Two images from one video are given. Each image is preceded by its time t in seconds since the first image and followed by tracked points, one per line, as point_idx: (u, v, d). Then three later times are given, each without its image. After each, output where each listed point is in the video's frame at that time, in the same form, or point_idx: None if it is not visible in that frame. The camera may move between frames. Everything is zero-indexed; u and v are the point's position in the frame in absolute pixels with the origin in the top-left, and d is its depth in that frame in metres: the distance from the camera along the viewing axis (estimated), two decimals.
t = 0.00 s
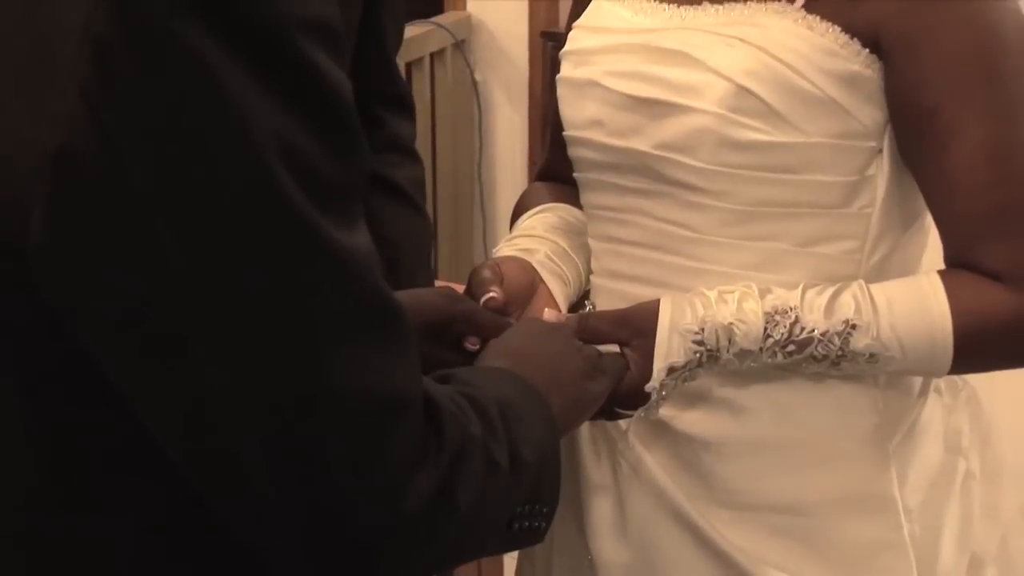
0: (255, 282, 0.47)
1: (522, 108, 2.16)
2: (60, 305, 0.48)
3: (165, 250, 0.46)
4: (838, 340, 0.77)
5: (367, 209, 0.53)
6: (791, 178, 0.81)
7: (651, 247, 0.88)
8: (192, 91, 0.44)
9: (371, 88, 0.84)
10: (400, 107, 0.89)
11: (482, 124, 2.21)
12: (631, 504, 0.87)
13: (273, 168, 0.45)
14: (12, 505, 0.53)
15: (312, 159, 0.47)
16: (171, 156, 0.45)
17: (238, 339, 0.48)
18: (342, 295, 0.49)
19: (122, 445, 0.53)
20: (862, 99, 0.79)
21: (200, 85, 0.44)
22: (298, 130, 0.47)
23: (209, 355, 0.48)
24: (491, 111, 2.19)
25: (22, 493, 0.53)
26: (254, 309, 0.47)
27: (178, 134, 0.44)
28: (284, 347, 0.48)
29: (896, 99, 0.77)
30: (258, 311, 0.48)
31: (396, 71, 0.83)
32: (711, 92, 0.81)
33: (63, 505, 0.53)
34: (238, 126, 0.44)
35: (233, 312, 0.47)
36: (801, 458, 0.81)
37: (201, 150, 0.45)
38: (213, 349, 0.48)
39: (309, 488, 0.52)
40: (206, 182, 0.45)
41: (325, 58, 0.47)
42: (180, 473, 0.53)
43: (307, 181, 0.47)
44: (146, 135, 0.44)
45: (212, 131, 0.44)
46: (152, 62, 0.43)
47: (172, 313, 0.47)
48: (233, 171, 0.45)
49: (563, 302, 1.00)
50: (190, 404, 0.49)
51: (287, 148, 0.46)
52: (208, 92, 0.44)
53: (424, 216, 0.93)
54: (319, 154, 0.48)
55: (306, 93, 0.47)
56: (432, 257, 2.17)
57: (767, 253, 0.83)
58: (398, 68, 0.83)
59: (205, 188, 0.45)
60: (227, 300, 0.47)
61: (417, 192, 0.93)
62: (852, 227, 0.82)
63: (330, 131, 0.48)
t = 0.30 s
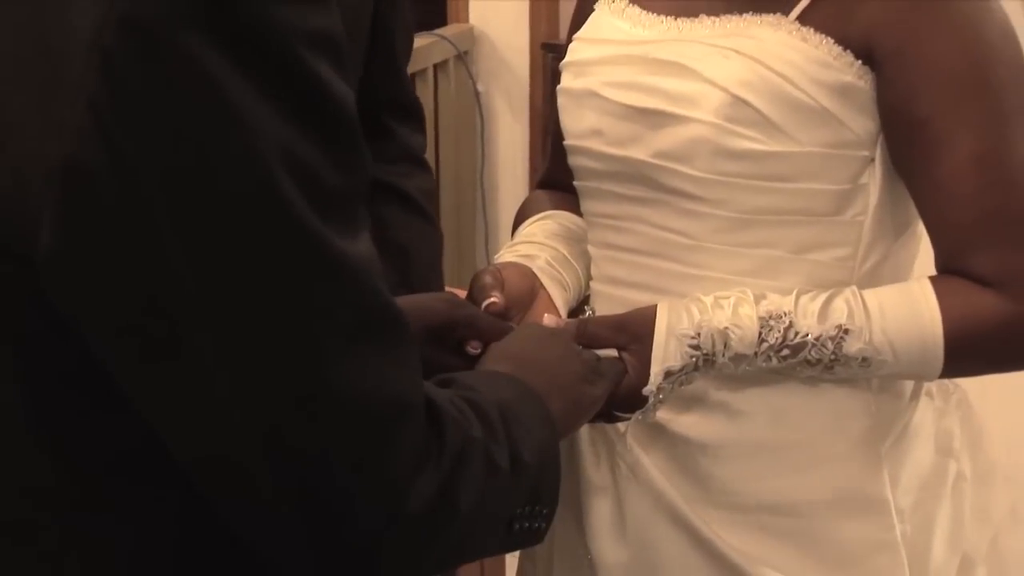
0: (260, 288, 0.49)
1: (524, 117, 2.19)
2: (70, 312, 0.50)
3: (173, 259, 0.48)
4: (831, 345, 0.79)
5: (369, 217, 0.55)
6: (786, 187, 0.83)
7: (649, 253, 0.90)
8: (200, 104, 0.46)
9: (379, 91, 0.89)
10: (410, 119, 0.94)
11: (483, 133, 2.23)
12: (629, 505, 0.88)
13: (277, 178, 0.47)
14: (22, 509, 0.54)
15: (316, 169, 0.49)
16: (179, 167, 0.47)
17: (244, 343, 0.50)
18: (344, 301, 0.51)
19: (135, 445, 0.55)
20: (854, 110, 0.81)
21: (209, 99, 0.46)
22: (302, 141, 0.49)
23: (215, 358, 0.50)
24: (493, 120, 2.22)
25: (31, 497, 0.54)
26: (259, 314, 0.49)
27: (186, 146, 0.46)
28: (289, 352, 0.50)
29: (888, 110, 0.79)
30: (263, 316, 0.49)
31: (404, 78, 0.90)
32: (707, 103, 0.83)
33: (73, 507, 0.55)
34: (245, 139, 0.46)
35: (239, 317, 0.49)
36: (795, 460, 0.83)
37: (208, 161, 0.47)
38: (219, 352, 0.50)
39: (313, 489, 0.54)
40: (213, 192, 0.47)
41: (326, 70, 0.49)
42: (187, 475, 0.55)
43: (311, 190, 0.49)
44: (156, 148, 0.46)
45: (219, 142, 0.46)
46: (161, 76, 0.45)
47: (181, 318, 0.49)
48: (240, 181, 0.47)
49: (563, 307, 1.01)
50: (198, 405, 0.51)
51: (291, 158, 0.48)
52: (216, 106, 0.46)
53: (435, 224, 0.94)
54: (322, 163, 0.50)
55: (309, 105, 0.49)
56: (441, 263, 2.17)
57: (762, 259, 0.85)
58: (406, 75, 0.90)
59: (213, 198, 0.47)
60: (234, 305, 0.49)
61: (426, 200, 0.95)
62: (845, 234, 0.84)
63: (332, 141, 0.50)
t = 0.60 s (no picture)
0: (254, 283, 0.50)
1: (526, 122, 2.27)
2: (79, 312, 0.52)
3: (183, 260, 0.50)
4: (828, 344, 0.80)
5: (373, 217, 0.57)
6: (783, 190, 0.85)
7: (649, 255, 0.92)
8: (204, 111, 0.47)
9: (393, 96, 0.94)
10: (421, 123, 0.99)
11: (486, 138, 2.29)
12: (630, 502, 0.90)
13: (280, 181, 0.49)
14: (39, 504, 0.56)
15: (317, 170, 0.51)
16: (189, 172, 0.48)
17: (247, 341, 0.51)
18: (344, 298, 0.52)
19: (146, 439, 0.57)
20: (851, 115, 0.83)
21: (217, 107, 0.47)
22: (307, 145, 0.50)
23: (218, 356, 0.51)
24: (495, 125, 2.28)
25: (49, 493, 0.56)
26: (262, 312, 0.51)
27: (196, 152, 0.48)
28: (294, 349, 0.52)
29: (884, 115, 0.81)
30: (266, 315, 0.51)
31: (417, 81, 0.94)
32: (707, 108, 0.85)
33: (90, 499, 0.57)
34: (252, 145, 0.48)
35: (244, 316, 0.51)
36: (792, 457, 0.85)
37: (213, 166, 0.48)
38: (223, 350, 0.51)
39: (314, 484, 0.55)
40: (222, 196, 0.49)
41: (330, 75, 0.51)
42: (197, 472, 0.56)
43: (316, 193, 0.51)
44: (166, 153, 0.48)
45: (223, 147, 0.48)
46: (165, 84, 0.47)
47: (186, 318, 0.51)
48: (247, 186, 0.49)
49: (563, 307, 1.03)
50: (206, 403, 0.53)
51: (293, 161, 0.50)
52: (224, 113, 0.47)
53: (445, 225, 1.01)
54: (327, 167, 0.51)
55: (311, 108, 0.50)
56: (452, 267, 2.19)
57: (756, 261, 0.87)
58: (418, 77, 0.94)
59: (221, 202, 0.49)
60: (241, 304, 0.51)
61: (436, 202, 1.01)
62: (841, 236, 0.86)
63: (336, 145, 0.52)
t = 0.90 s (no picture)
0: (264, 289, 0.53)
1: (528, 132, 2.38)
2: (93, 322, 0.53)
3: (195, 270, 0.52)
4: (822, 348, 0.82)
5: (378, 224, 0.59)
6: (779, 198, 0.87)
7: (649, 261, 0.94)
8: (213, 121, 0.49)
9: (409, 108, 1.07)
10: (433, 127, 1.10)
11: (490, 146, 2.41)
12: (630, 503, 0.92)
13: (287, 189, 0.51)
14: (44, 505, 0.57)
15: (323, 178, 0.53)
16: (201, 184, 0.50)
17: (255, 343, 0.53)
18: (349, 301, 0.55)
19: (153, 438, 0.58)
20: (846, 125, 0.85)
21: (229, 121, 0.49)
22: (315, 156, 0.53)
23: (226, 359, 0.53)
24: (499, 133, 2.40)
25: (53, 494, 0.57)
26: (269, 315, 0.53)
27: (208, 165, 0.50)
28: (302, 352, 0.54)
29: (878, 126, 0.83)
30: (273, 317, 0.53)
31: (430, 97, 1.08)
32: (705, 117, 0.87)
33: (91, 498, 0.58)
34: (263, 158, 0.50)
35: (251, 319, 0.53)
36: (788, 459, 0.87)
37: (222, 173, 0.50)
38: (230, 353, 0.53)
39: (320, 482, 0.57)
40: (233, 207, 0.51)
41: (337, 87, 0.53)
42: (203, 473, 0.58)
43: (322, 201, 0.53)
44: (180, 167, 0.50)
45: (235, 160, 0.50)
46: (177, 95, 0.49)
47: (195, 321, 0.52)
48: (258, 197, 0.51)
49: (564, 311, 1.05)
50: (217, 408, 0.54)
51: (301, 169, 0.52)
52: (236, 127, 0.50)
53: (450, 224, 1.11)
54: (332, 176, 0.54)
55: (318, 118, 0.52)
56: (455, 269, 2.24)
57: (753, 268, 0.89)
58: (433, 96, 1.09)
59: (233, 212, 0.51)
60: (252, 310, 0.53)
61: (444, 202, 1.11)
62: (836, 243, 0.88)
63: (341, 154, 0.54)
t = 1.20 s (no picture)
0: (274, 289, 0.55)
1: (533, 140, 2.45)
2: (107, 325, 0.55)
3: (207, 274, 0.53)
4: (821, 351, 0.84)
5: (385, 229, 0.61)
6: (778, 204, 0.88)
7: (651, 266, 0.96)
8: (230, 126, 0.52)
9: (417, 113, 1.11)
10: (440, 132, 1.14)
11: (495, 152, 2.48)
12: (632, 502, 0.93)
13: (298, 191, 0.53)
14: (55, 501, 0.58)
15: (333, 182, 0.55)
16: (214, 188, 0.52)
17: (267, 341, 0.55)
18: (357, 302, 0.57)
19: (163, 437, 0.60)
20: (843, 132, 0.87)
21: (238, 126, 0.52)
22: (322, 160, 0.55)
23: (239, 356, 0.55)
24: (503, 140, 2.47)
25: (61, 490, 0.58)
26: (281, 314, 0.55)
27: (220, 170, 0.52)
28: (310, 352, 0.56)
29: (875, 134, 0.85)
30: (274, 317, 0.55)
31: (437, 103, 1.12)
32: (707, 125, 0.89)
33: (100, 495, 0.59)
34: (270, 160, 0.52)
35: (261, 319, 0.55)
36: (787, 460, 0.89)
37: (236, 177, 0.52)
38: (242, 350, 0.55)
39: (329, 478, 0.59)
40: (244, 210, 0.53)
41: (343, 93, 0.56)
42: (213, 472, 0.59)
43: (329, 205, 0.55)
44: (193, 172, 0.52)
45: (246, 164, 0.52)
46: (195, 101, 0.51)
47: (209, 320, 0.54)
48: (267, 199, 0.53)
49: (568, 314, 1.07)
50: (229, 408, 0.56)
51: (311, 173, 0.54)
52: (246, 131, 0.52)
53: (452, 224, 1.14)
54: (339, 180, 0.56)
55: (328, 124, 0.55)
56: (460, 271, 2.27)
57: (754, 272, 0.91)
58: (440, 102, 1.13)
59: (244, 216, 0.53)
60: (263, 311, 0.55)
61: (446, 203, 1.14)
62: (834, 248, 0.90)
63: (348, 160, 0.57)
